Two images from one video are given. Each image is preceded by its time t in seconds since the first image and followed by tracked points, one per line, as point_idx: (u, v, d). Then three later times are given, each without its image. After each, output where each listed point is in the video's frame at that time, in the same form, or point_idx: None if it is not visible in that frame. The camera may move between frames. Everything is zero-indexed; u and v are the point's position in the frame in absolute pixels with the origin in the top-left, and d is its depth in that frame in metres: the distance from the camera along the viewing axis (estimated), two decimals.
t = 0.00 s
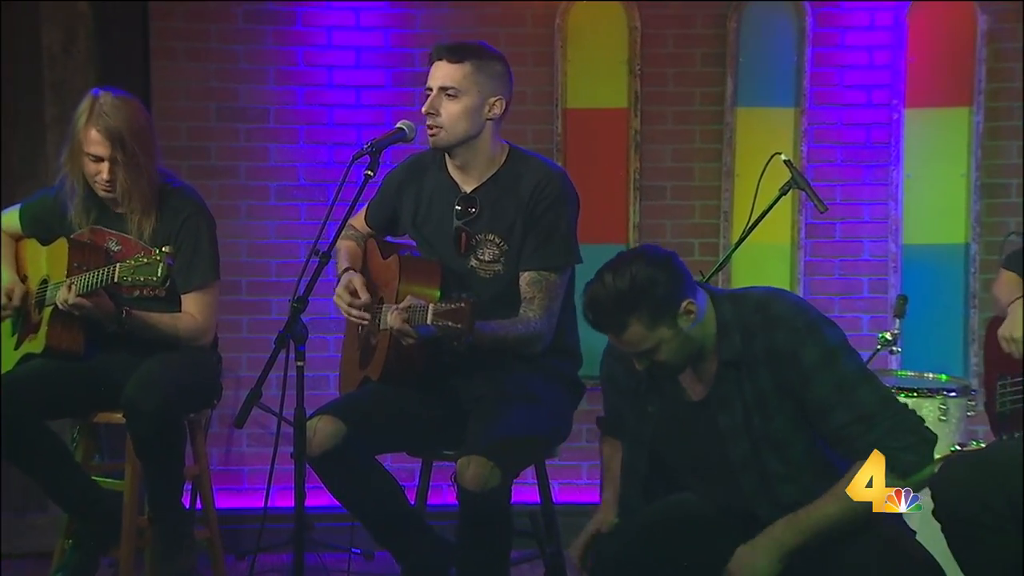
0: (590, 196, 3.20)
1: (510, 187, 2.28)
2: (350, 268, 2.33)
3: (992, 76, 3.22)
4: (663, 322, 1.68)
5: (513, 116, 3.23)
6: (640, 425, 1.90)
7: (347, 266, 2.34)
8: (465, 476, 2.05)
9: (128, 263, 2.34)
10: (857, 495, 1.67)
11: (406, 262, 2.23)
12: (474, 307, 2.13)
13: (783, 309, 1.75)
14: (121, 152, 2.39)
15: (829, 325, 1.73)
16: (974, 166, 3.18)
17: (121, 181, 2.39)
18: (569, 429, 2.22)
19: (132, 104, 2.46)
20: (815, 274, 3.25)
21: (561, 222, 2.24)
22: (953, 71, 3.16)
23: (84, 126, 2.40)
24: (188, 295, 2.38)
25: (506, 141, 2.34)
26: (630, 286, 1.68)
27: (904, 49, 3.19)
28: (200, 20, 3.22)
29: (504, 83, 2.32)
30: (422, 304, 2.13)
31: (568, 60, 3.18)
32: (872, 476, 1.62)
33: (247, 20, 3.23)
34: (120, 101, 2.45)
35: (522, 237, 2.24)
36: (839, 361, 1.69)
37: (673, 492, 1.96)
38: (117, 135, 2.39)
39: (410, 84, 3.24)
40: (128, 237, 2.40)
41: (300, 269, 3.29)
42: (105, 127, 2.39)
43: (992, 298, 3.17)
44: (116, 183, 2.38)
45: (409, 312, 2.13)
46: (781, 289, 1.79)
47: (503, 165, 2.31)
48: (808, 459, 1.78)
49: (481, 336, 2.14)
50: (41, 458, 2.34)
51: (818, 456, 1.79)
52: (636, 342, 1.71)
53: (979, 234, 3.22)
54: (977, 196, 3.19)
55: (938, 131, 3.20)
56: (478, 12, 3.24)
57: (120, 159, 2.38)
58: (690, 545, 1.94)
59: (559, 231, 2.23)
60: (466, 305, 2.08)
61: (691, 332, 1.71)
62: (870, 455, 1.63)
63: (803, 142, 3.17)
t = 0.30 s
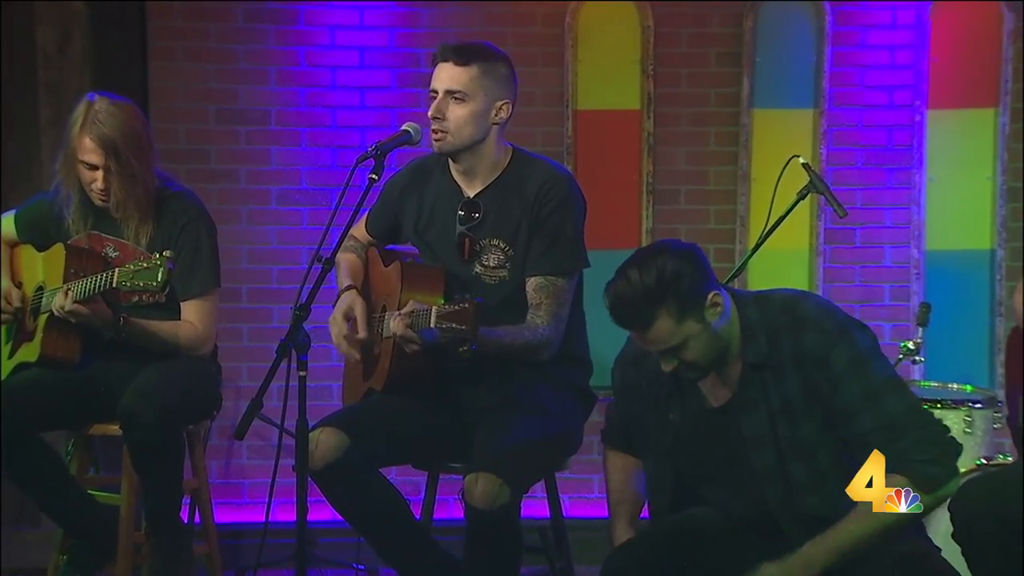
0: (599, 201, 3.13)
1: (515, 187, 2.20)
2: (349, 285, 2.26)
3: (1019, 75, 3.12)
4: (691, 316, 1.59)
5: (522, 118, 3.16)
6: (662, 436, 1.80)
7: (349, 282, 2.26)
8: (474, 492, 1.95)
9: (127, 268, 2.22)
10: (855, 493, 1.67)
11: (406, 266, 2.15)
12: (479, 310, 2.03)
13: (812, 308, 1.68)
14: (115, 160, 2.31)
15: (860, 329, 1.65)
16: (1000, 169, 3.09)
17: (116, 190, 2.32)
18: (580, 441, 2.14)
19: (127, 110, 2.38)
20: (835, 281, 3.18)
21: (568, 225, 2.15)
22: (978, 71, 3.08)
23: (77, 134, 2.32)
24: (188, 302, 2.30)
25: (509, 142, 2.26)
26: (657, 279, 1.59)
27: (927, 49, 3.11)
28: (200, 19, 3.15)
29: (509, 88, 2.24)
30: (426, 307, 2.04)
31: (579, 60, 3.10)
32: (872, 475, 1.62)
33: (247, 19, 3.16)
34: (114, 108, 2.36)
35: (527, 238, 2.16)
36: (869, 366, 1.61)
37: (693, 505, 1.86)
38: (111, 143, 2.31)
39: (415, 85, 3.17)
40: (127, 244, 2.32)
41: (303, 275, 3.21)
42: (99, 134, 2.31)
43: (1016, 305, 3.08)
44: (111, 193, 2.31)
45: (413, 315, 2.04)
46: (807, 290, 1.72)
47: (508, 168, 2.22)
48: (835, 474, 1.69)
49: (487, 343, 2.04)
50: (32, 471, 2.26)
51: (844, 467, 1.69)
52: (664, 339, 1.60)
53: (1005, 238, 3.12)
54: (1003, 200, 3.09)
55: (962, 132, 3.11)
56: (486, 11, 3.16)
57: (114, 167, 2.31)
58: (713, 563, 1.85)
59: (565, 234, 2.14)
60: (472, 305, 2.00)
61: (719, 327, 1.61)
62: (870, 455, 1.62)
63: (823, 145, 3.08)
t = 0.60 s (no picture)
0: (608, 205, 3.06)
1: (522, 190, 2.12)
2: (349, 299, 2.19)
3: None
4: (704, 339, 1.51)
5: (531, 120, 3.09)
6: (675, 455, 1.71)
7: (347, 295, 2.20)
8: (483, 506, 1.88)
9: (128, 271, 2.16)
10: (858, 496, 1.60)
11: (411, 273, 2.09)
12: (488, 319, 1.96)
13: (829, 322, 1.61)
14: (110, 166, 2.25)
15: (879, 342, 1.57)
16: None
17: (112, 197, 2.25)
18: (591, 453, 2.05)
19: (123, 113, 2.30)
20: (855, 289, 3.09)
21: (577, 225, 2.08)
22: (1004, 71, 3.06)
23: (71, 139, 2.26)
24: (188, 309, 2.24)
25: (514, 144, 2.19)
26: (666, 303, 1.51)
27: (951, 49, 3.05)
28: (200, 18, 3.08)
29: (511, 90, 2.17)
30: (430, 316, 1.97)
31: (590, 61, 3.03)
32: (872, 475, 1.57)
33: (249, 18, 3.09)
34: (110, 111, 2.29)
35: (535, 241, 2.08)
36: (891, 380, 1.53)
37: (708, 521, 1.78)
38: (106, 148, 2.24)
39: (420, 86, 3.10)
40: (126, 249, 2.24)
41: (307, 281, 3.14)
42: (93, 139, 2.24)
43: None
44: (107, 199, 2.25)
45: (418, 326, 1.97)
46: (824, 304, 1.65)
47: (513, 171, 2.14)
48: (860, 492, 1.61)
49: (495, 353, 1.95)
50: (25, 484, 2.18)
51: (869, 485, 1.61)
52: (675, 364, 1.53)
53: None
54: None
55: (986, 133, 3.08)
56: (495, 10, 3.09)
57: (109, 174, 2.24)
58: None
59: (574, 234, 2.06)
60: (480, 311, 1.93)
61: (733, 348, 1.54)
62: (870, 455, 1.58)
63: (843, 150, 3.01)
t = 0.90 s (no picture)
0: (620, 210, 2.98)
1: (527, 194, 2.04)
2: (352, 298, 2.12)
3: None
4: (708, 387, 1.43)
5: (539, 122, 3.02)
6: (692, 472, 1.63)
7: (349, 294, 2.13)
8: (490, 515, 1.78)
9: (128, 274, 2.10)
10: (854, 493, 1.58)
11: (413, 279, 1.99)
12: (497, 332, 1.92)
13: (826, 343, 1.52)
14: (110, 165, 2.17)
15: (883, 353, 1.48)
16: None
17: (113, 197, 2.17)
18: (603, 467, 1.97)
19: (123, 112, 2.23)
20: (875, 296, 3.01)
21: (588, 223, 2.00)
22: None
23: (70, 139, 2.18)
24: (187, 316, 2.16)
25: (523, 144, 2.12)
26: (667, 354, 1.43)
27: (976, 47, 2.96)
28: (198, 16, 3.01)
29: (517, 91, 2.09)
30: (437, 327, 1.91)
31: (601, 61, 2.95)
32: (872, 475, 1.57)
33: (249, 17, 3.02)
34: (109, 110, 2.22)
35: (544, 243, 2.01)
36: (898, 394, 1.44)
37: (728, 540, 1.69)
38: (106, 147, 2.17)
39: (426, 87, 3.02)
40: (123, 255, 2.18)
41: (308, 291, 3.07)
42: (93, 138, 2.17)
43: None
44: (107, 199, 2.17)
45: (425, 339, 1.90)
46: (823, 320, 1.57)
47: (519, 171, 2.07)
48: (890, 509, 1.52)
49: (506, 360, 1.90)
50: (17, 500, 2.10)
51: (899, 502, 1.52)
52: (680, 413, 1.45)
53: None
54: None
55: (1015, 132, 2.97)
56: (504, 8, 3.02)
57: (109, 173, 2.16)
58: None
59: (586, 233, 1.99)
60: (489, 330, 1.87)
61: (739, 389, 1.46)
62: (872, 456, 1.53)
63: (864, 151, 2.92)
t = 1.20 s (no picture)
0: (632, 215, 2.90)
1: (542, 201, 1.96)
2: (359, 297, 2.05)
3: None
4: (716, 385, 1.35)
5: (549, 124, 2.94)
6: (709, 486, 1.55)
7: (356, 293, 2.06)
8: (497, 536, 1.70)
9: (121, 285, 1.98)
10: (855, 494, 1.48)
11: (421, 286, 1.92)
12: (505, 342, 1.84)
13: (842, 351, 1.44)
14: (96, 155, 2.10)
15: (900, 361, 1.40)
16: None
17: (98, 188, 2.10)
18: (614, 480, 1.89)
19: (110, 104, 2.17)
20: (897, 304, 2.92)
21: (605, 235, 1.92)
22: None
23: (54, 129, 2.11)
24: (184, 326, 2.09)
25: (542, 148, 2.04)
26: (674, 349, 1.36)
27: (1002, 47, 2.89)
28: (197, 16, 2.94)
29: (541, 89, 2.02)
30: (443, 337, 1.84)
31: (613, 61, 2.88)
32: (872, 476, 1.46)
33: (249, 16, 2.95)
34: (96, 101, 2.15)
35: (558, 252, 1.93)
36: (916, 403, 1.35)
37: (746, 558, 1.61)
38: (91, 136, 2.10)
39: (432, 87, 2.96)
40: (119, 261, 2.12)
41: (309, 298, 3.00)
42: (78, 127, 2.10)
43: None
44: (93, 191, 2.09)
45: (431, 347, 1.82)
46: (841, 326, 1.49)
47: (535, 174, 1.99)
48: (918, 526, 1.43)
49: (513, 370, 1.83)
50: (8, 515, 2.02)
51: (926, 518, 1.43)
52: (686, 412, 1.38)
53: None
54: None
55: None
56: (513, 7, 2.95)
57: (95, 162, 2.09)
58: None
59: (602, 246, 1.91)
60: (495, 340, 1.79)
61: (750, 391, 1.38)
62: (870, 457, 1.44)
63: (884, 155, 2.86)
